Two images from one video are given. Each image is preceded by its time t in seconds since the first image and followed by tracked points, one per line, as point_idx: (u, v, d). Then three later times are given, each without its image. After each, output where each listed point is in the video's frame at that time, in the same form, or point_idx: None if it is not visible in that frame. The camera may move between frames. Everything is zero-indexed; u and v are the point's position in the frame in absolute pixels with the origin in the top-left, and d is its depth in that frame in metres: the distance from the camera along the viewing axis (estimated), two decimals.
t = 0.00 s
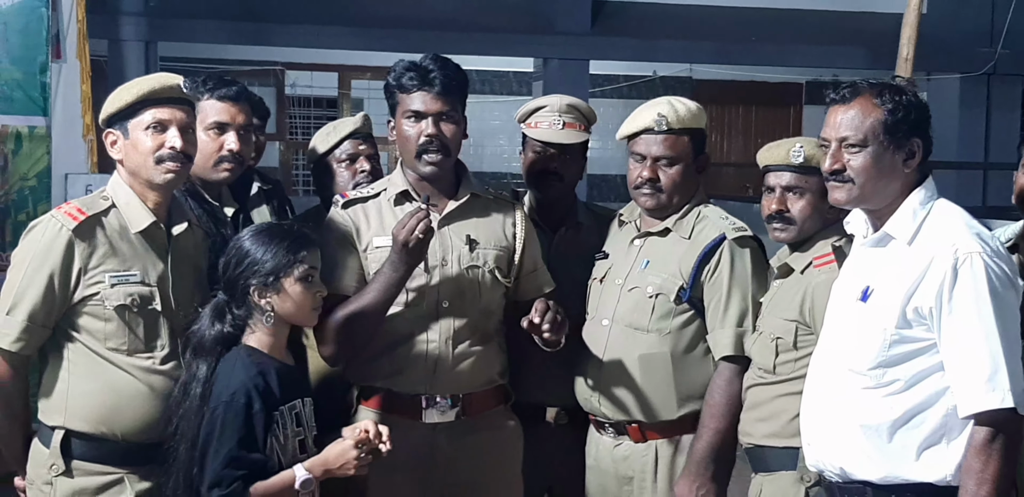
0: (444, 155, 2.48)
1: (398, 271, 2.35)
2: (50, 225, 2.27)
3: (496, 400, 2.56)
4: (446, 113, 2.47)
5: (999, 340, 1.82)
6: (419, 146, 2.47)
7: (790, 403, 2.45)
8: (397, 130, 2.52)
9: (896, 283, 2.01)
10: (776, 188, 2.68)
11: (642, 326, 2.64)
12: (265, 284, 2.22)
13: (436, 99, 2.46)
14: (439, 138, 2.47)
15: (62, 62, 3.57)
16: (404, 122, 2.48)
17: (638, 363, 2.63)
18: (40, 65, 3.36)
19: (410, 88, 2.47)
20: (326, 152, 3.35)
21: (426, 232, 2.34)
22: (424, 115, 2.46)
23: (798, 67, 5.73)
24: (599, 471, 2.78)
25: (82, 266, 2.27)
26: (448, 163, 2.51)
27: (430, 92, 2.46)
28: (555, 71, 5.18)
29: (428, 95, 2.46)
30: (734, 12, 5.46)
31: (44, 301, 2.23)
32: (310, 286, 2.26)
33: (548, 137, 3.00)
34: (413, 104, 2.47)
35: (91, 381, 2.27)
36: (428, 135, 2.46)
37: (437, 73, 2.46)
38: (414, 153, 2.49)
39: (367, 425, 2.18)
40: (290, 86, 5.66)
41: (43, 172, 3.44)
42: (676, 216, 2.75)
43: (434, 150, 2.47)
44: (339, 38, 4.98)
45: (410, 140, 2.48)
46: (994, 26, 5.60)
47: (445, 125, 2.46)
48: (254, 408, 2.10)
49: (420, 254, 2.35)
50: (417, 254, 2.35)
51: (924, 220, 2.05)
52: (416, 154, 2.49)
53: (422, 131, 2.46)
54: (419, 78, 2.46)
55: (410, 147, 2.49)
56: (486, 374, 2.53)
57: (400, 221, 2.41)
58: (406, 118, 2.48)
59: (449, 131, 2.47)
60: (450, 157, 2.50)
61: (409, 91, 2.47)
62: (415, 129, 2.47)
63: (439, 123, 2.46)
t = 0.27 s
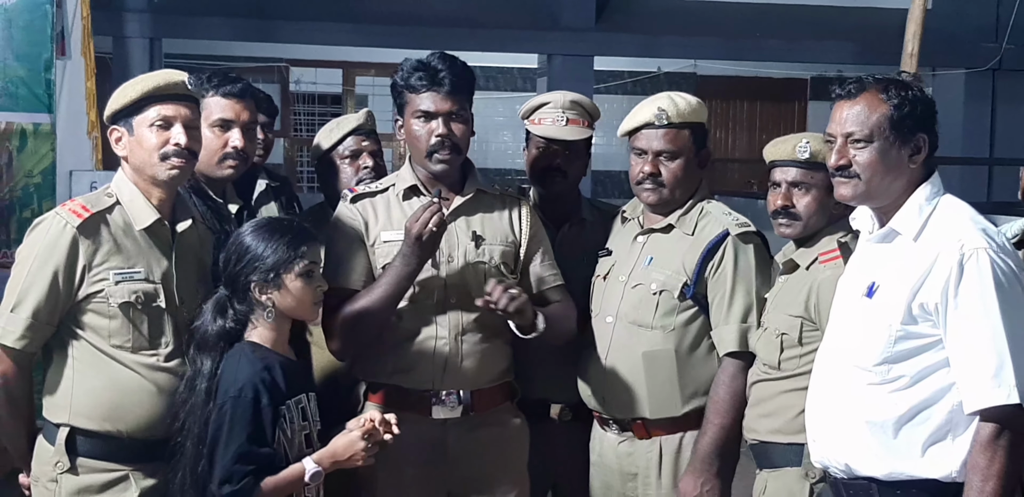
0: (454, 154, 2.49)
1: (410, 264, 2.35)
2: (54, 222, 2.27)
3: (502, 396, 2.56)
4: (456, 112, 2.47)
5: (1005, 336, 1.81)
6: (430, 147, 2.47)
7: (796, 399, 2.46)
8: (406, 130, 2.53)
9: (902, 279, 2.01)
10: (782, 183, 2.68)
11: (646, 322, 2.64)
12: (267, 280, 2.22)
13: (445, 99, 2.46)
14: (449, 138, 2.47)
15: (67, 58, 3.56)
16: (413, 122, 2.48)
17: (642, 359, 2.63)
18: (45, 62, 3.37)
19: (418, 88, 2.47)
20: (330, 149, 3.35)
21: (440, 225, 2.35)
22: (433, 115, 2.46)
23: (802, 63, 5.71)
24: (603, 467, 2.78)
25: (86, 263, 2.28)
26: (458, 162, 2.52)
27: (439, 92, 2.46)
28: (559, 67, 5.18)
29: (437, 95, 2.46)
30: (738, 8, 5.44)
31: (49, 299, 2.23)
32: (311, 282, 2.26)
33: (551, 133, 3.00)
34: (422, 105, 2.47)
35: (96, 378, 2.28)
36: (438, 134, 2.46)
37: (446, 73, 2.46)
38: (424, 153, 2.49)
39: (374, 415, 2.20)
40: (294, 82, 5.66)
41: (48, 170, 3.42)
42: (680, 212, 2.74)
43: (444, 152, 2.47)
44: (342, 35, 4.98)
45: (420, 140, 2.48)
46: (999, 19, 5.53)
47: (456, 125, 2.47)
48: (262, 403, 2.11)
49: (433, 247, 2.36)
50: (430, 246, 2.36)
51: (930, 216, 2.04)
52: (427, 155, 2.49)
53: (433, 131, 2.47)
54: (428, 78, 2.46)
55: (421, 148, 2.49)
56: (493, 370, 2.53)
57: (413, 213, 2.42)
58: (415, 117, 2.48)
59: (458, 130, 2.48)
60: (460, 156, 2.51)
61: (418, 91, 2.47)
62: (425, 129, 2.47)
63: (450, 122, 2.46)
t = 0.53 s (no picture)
0: (452, 153, 2.49)
1: (412, 256, 2.37)
2: (52, 220, 2.28)
3: (502, 393, 2.56)
4: (455, 111, 2.48)
5: (1000, 334, 1.82)
6: (429, 145, 2.48)
7: (792, 395, 2.47)
8: (406, 129, 2.53)
9: (898, 277, 2.02)
10: (778, 181, 2.69)
11: (643, 321, 2.65)
12: (262, 280, 2.22)
13: (444, 97, 2.47)
14: (448, 137, 2.47)
15: (64, 57, 3.55)
16: (413, 121, 2.49)
17: (639, 358, 2.63)
18: (43, 61, 3.37)
19: (418, 86, 2.48)
20: (326, 146, 3.35)
21: (444, 217, 2.38)
22: (433, 114, 2.47)
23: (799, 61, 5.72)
24: (601, 464, 2.78)
25: (83, 260, 2.28)
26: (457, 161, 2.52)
27: (438, 91, 2.46)
28: (556, 65, 5.19)
29: (435, 94, 2.46)
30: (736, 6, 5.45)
31: (45, 296, 2.23)
32: (308, 279, 2.26)
33: (548, 131, 3.00)
34: (421, 103, 2.47)
35: (92, 373, 2.28)
36: (437, 133, 2.47)
37: (445, 71, 2.47)
38: (424, 152, 2.50)
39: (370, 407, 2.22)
40: (292, 81, 5.64)
41: (45, 168, 3.44)
42: (676, 210, 2.75)
43: (444, 150, 2.48)
44: (340, 34, 4.99)
45: (419, 138, 2.49)
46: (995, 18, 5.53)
47: (456, 123, 2.48)
48: (260, 398, 2.11)
49: (437, 241, 2.39)
50: (434, 240, 2.38)
51: (926, 214, 2.05)
52: (426, 153, 2.49)
53: (432, 129, 2.47)
54: (427, 77, 2.47)
55: (421, 146, 2.49)
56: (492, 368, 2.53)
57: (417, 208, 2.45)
58: (414, 116, 2.48)
59: (458, 129, 2.49)
60: (460, 154, 2.51)
61: (417, 89, 2.48)
62: (425, 127, 2.48)
63: (449, 121, 2.47)
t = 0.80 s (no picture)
0: (452, 146, 2.49)
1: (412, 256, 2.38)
2: (53, 212, 2.29)
3: (506, 390, 2.57)
4: (456, 105, 2.47)
5: (1004, 330, 1.82)
6: (429, 137, 2.48)
7: (795, 392, 2.46)
8: (407, 123, 2.53)
9: (901, 273, 2.03)
10: (781, 177, 2.69)
11: (647, 318, 2.65)
12: (262, 277, 2.22)
13: (445, 90, 2.46)
14: (447, 130, 2.47)
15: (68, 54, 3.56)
16: (413, 114, 2.49)
17: (643, 355, 2.64)
18: (46, 58, 3.38)
19: (419, 80, 2.48)
20: (329, 142, 3.36)
21: (444, 216, 2.40)
22: (434, 107, 2.46)
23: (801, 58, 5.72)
24: (604, 462, 2.79)
25: (81, 253, 2.28)
26: (457, 155, 2.52)
27: (439, 84, 2.46)
28: (558, 62, 5.19)
29: (436, 86, 2.46)
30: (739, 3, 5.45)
31: (43, 287, 2.24)
32: (309, 277, 2.26)
33: (550, 128, 3.00)
34: (423, 96, 2.47)
35: (88, 366, 2.28)
36: (437, 126, 2.46)
37: (446, 64, 2.47)
38: (424, 144, 2.50)
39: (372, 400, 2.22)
40: (294, 78, 5.66)
41: (49, 165, 3.44)
42: (679, 207, 2.75)
43: (443, 141, 2.47)
44: (342, 31, 4.99)
45: (419, 131, 2.49)
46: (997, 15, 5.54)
47: (456, 117, 2.47)
48: (262, 394, 2.12)
49: (439, 239, 2.40)
50: (435, 238, 2.39)
51: (930, 210, 2.06)
52: (426, 146, 2.49)
53: (432, 123, 2.47)
54: (428, 70, 2.47)
55: (421, 140, 2.49)
56: (495, 365, 2.53)
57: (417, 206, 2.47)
58: (415, 110, 2.48)
59: (458, 122, 2.48)
60: (460, 148, 2.51)
61: (419, 83, 2.48)
62: (425, 120, 2.47)
63: (448, 114, 2.47)
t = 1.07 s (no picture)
0: (447, 147, 2.48)
1: (404, 266, 2.36)
2: (42, 216, 2.28)
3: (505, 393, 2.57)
4: (450, 104, 2.47)
5: (1005, 333, 1.82)
6: (423, 137, 2.47)
7: (796, 395, 2.46)
8: (403, 122, 2.53)
9: (902, 276, 2.03)
10: (782, 180, 2.69)
11: (647, 322, 2.65)
12: (259, 277, 2.22)
13: (440, 90, 2.46)
14: (441, 129, 2.46)
15: (68, 56, 3.56)
16: (410, 114, 2.49)
17: (643, 358, 2.64)
18: (45, 60, 3.37)
19: (415, 80, 2.48)
20: (328, 144, 3.35)
21: (431, 225, 2.35)
22: (428, 106, 2.46)
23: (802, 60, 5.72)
24: (604, 465, 2.79)
25: (72, 257, 2.28)
26: (453, 155, 2.51)
27: (435, 83, 2.46)
28: (558, 64, 5.19)
29: (433, 86, 2.46)
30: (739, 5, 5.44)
31: (33, 294, 2.23)
32: (304, 279, 2.25)
33: (550, 131, 3.01)
34: (418, 96, 2.47)
35: (82, 371, 2.28)
36: (431, 125, 2.46)
37: (441, 64, 2.47)
38: (418, 144, 2.49)
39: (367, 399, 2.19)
40: (294, 81, 5.65)
41: (48, 167, 3.48)
42: (679, 210, 2.75)
43: (437, 141, 2.47)
44: (342, 33, 4.99)
45: (414, 131, 2.48)
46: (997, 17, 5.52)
47: (450, 118, 2.46)
48: (261, 396, 2.12)
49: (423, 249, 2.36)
50: (421, 249, 2.36)
51: (930, 213, 2.06)
52: (420, 146, 2.49)
53: (426, 122, 2.46)
54: (423, 69, 2.47)
55: (416, 139, 2.49)
56: (494, 368, 2.53)
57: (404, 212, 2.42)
58: (410, 109, 2.49)
59: (452, 122, 2.47)
60: (455, 151, 2.50)
61: (416, 83, 2.48)
62: (419, 120, 2.47)
63: (443, 114, 2.46)
